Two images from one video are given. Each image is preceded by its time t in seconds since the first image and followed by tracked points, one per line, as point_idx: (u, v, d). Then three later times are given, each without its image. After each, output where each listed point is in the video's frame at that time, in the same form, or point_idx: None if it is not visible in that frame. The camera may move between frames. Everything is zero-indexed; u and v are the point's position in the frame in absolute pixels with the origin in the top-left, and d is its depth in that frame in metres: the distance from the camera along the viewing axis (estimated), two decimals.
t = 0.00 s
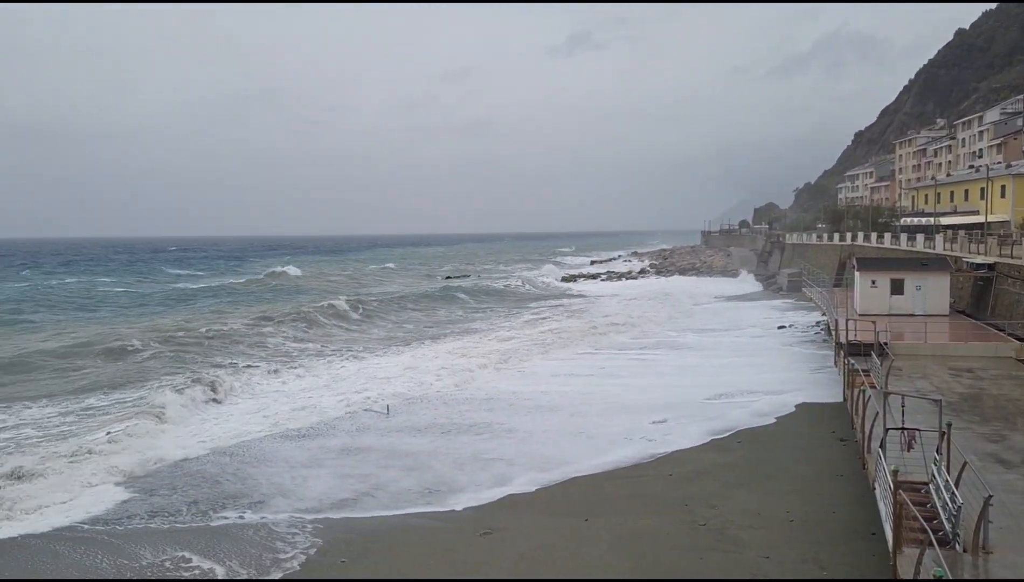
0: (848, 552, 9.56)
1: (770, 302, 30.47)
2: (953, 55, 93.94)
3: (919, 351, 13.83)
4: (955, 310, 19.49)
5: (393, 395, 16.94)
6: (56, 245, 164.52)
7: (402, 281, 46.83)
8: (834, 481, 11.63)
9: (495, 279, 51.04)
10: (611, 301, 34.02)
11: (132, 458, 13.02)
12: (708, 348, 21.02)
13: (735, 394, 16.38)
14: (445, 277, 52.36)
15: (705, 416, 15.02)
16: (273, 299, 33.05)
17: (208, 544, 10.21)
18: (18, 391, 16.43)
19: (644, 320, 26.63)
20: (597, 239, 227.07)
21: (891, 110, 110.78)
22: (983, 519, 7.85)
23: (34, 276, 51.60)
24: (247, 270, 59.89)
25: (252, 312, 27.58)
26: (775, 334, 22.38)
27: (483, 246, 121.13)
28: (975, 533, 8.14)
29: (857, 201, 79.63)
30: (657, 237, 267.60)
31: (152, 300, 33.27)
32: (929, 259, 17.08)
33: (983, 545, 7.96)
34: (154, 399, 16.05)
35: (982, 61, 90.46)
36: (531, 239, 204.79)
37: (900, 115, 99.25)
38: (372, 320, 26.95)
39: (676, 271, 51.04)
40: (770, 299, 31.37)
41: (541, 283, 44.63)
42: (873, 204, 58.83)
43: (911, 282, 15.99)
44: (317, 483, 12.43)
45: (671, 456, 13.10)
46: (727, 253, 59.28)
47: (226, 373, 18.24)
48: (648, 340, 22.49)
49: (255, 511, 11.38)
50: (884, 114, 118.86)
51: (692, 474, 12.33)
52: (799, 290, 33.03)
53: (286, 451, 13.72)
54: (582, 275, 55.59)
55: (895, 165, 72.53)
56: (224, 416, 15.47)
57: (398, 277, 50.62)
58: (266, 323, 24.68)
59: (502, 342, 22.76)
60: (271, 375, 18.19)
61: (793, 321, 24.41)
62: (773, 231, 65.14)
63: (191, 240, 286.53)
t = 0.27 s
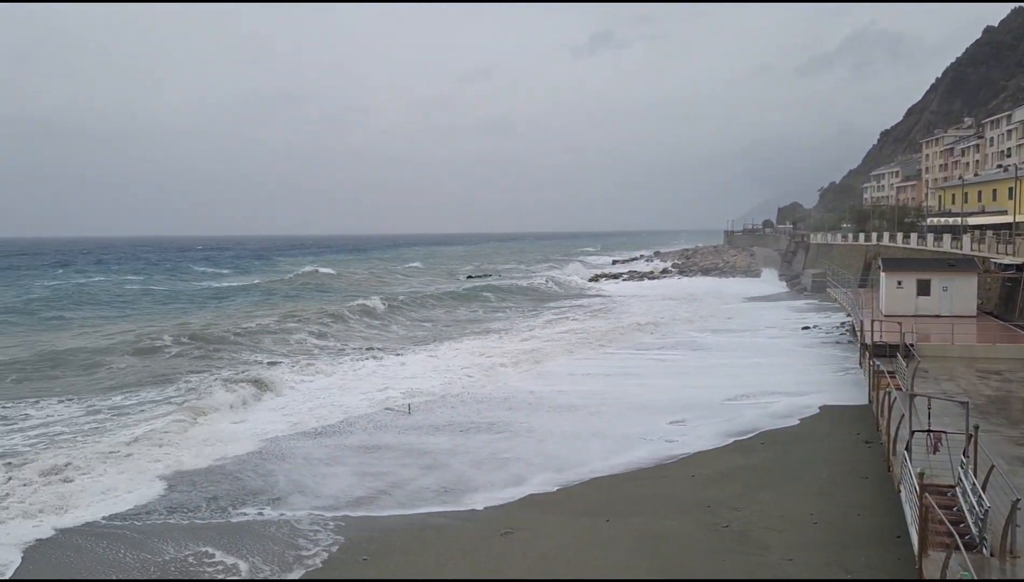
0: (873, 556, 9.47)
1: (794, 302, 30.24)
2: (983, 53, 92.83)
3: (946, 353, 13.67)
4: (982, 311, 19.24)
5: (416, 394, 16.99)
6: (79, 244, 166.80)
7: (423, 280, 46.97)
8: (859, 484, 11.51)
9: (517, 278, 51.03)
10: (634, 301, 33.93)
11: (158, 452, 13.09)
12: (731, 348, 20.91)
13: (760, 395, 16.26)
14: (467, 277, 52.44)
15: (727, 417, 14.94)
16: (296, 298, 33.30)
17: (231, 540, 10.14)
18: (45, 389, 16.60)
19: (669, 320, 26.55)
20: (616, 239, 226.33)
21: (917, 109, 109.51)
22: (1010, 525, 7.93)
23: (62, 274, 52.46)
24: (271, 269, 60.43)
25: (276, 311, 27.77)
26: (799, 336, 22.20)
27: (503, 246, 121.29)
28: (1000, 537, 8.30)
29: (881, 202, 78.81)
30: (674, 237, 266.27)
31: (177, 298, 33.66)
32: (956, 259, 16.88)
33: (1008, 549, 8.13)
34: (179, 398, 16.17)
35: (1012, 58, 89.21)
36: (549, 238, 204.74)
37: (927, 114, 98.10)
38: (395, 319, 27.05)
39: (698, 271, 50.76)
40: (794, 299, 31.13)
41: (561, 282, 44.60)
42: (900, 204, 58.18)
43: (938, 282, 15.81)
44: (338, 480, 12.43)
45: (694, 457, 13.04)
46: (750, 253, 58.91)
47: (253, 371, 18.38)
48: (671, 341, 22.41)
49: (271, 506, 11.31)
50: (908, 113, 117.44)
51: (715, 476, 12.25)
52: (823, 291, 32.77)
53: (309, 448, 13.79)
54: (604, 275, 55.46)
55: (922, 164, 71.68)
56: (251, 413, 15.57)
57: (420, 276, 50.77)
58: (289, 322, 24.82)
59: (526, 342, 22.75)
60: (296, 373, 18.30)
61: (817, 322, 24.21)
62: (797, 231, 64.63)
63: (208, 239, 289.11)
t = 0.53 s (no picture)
0: (893, 559, 9.39)
1: (816, 303, 30.00)
2: (1010, 52, 92.15)
3: (969, 355, 13.52)
4: (1006, 311, 19.00)
5: (436, 393, 17.01)
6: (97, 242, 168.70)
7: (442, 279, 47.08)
8: (879, 486, 11.43)
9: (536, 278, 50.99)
10: (654, 302, 33.82)
11: (180, 448, 13.15)
12: (751, 349, 20.78)
13: (770, 395, 16.28)
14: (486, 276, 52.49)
15: (746, 418, 14.85)
16: (318, 297, 33.50)
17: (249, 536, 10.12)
18: (69, 386, 16.73)
19: (692, 320, 26.42)
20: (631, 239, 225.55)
21: (940, 109, 108.51)
22: None
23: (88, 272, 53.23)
24: (291, 268, 60.90)
25: (297, 310, 27.92)
26: (821, 336, 22.05)
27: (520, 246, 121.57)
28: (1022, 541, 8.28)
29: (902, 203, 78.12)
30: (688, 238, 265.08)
31: (200, 297, 33.98)
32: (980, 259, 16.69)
33: None
34: (201, 396, 16.25)
35: None
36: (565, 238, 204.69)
37: (950, 114, 97.17)
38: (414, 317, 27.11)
39: (717, 271, 50.51)
40: (816, 300, 30.88)
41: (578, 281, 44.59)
42: (924, 205, 57.62)
43: (961, 283, 15.65)
44: (356, 477, 12.45)
45: (713, 458, 12.97)
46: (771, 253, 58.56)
47: (274, 370, 18.47)
48: (691, 341, 22.31)
49: (279, 502, 11.31)
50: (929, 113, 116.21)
51: (735, 476, 12.19)
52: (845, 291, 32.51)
53: (328, 446, 13.82)
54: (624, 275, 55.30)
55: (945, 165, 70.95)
56: (273, 410, 15.61)
57: (439, 275, 50.86)
58: (310, 321, 24.93)
59: (547, 342, 22.69)
60: (317, 371, 18.36)
61: (839, 323, 24.02)
62: (818, 231, 64.20)
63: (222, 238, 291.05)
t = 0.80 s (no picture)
0: (911, 562, 9.32)
1: (832, 304, 29.79)
2: None
3: (988, 357, 13.41)
4: None
5: (451, 393, 17.07)
6: (113, 241, 170.29)
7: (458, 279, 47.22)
8: (896, 488, 11.36)
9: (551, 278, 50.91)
10: (670, 302, 33.70)
11: (197, 445, 13.24)
12: (767, 350, 20.67)
13: (773, 395, 16.31)
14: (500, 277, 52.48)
15: (762, 419, 14.80)
16: (334, 296, 33.70)
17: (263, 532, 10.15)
18: (86, 383, 16.89)
19: (707, 321, 26.32)
20: (644, 240, 224.79)
21: (959, 109, 107.29)
22: None
23: (109, 271, 53.93)
24: (308, 267, 61.28)
25: (313, 309, 28.06)
26: (838, 338, 21.90)
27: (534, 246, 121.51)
28: None
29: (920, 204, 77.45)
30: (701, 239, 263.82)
31: (218, 295, 34.31)
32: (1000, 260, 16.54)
33: None
34: (217, 394, 16.36)
35: None
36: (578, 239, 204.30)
37: (969, 115, 96.08)
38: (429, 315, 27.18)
39: (732, 272, 50.24)
40: (833, 302, 30.65)
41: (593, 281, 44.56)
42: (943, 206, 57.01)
43: (980, 284, 15.52)
44: (369, 474, 12.50)
45: (728, 460, 12.93)
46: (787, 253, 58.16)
47: (290, 368, 18.56)
48: (707, 342, 22.23)
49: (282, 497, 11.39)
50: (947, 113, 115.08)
51: (750, 478, 12.14)
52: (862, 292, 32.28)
53: (344, 443, 13.88)
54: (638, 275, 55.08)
55: (964, 165, 70.17)
56: (290, 407, 15.67)
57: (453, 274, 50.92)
58: (325, 320, 25.06)
59: (561, 342, 22.68)
60: (332, 369, 18.44)
61: (856, 325, 23.85)
62: (835, 232, 63.69)
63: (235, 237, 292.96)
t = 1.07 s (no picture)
0: (917, 565, 9.30)
1: (838, 306, 29.71)
2: None
3: (995, 359, 13.37)
4: None
5: (455, 393, 17.10)
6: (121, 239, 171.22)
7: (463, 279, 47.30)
8: (902, 491, 11.34)
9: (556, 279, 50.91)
10: (675, 303, 33.65)
11: (203, 444, 13.32)
12: (772, 352, 20.63)
13: (771, 397, 16.33)
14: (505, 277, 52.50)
15: (766, 421, 14.78)
16: (340, 295, 33.80)
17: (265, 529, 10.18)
18: (93, 382, 17.00)
19: (712, 322, 26.30)
20: (650, 241, 224.44)
21: (967, 110, 106.69)
22: None
23: (117, 270, 54.26)
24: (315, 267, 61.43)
25: (319, 309, 28.16)
26: (844, 340, 21.84)
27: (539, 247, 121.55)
28: None
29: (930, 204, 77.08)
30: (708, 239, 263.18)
31: (224, 294, 34.48)
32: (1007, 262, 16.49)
33: None
34: (223, 393, 16.45)
35: None
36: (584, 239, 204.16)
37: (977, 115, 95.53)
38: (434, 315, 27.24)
39: (738, 273, 50.15)
40: (839, 303, 30.58)
41: (598, 281, 44.51)
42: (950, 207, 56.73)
43: (988, 286, 15.47)
44: (373, 473, 12.56)
45: (733, 461, 12.92)
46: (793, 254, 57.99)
47: (296, 368, 18.64)
48: (711, 343, 22.21)
49: (281, 495, 11.47)
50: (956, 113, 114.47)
51: (755, 480, 12.14)
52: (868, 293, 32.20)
53: (348, 441, 13.96)
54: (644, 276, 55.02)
55: (972, 166, 69.78)
56: (296, 406, 15.71)
57: (458, 274, 50.98)
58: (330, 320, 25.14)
59: (566, 343, 22.70)
60: (338, 369, 18.50)
61: (862, 326, 23.77)
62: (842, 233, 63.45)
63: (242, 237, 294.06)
